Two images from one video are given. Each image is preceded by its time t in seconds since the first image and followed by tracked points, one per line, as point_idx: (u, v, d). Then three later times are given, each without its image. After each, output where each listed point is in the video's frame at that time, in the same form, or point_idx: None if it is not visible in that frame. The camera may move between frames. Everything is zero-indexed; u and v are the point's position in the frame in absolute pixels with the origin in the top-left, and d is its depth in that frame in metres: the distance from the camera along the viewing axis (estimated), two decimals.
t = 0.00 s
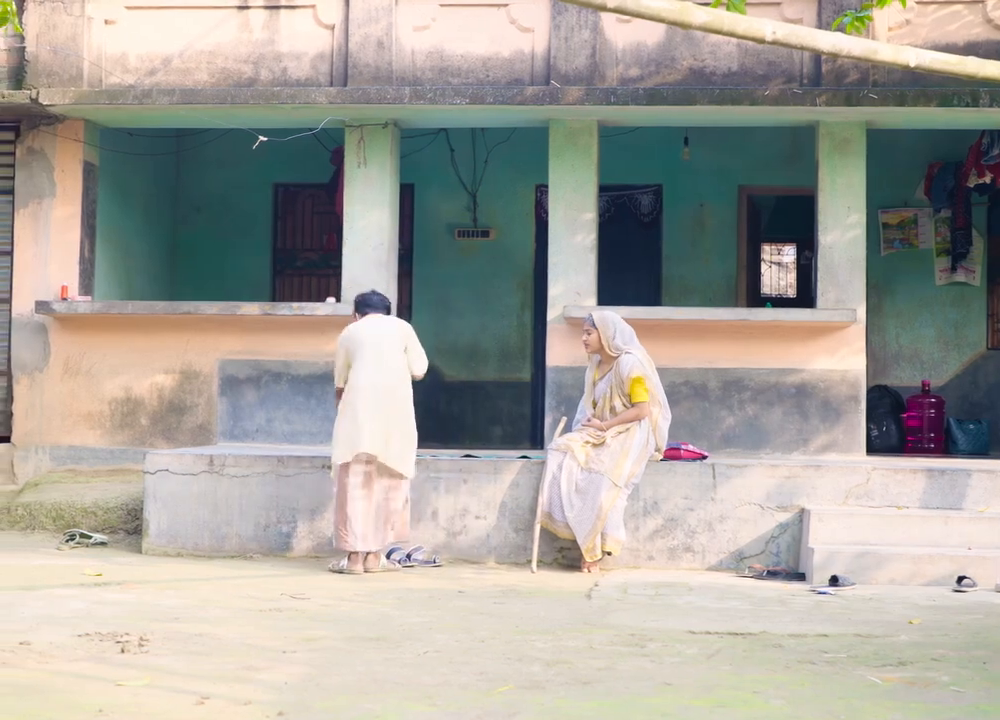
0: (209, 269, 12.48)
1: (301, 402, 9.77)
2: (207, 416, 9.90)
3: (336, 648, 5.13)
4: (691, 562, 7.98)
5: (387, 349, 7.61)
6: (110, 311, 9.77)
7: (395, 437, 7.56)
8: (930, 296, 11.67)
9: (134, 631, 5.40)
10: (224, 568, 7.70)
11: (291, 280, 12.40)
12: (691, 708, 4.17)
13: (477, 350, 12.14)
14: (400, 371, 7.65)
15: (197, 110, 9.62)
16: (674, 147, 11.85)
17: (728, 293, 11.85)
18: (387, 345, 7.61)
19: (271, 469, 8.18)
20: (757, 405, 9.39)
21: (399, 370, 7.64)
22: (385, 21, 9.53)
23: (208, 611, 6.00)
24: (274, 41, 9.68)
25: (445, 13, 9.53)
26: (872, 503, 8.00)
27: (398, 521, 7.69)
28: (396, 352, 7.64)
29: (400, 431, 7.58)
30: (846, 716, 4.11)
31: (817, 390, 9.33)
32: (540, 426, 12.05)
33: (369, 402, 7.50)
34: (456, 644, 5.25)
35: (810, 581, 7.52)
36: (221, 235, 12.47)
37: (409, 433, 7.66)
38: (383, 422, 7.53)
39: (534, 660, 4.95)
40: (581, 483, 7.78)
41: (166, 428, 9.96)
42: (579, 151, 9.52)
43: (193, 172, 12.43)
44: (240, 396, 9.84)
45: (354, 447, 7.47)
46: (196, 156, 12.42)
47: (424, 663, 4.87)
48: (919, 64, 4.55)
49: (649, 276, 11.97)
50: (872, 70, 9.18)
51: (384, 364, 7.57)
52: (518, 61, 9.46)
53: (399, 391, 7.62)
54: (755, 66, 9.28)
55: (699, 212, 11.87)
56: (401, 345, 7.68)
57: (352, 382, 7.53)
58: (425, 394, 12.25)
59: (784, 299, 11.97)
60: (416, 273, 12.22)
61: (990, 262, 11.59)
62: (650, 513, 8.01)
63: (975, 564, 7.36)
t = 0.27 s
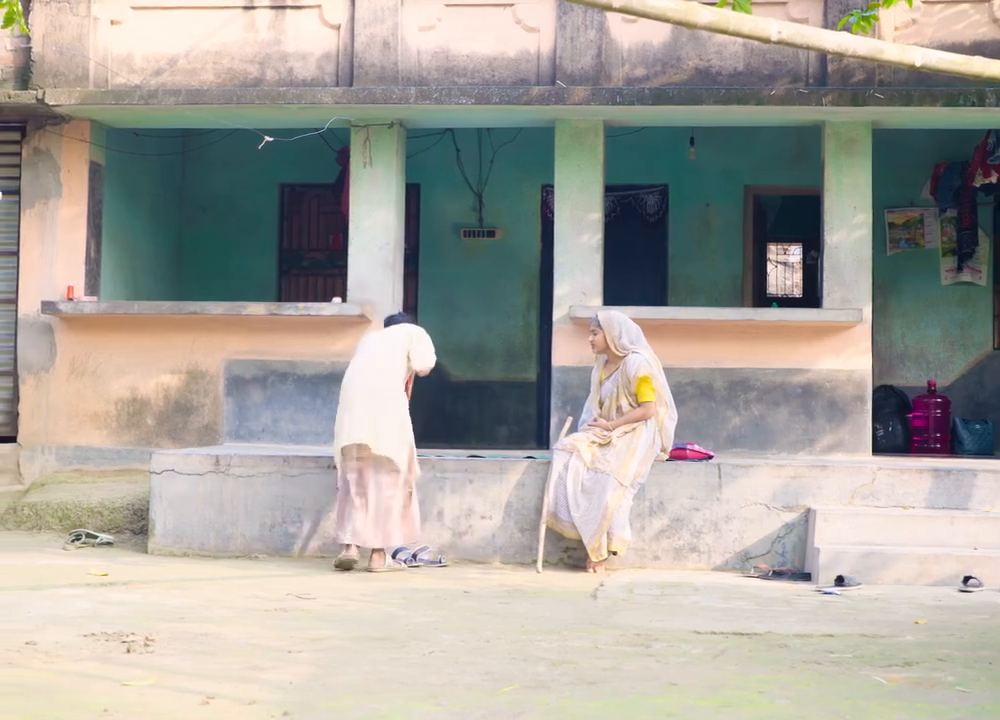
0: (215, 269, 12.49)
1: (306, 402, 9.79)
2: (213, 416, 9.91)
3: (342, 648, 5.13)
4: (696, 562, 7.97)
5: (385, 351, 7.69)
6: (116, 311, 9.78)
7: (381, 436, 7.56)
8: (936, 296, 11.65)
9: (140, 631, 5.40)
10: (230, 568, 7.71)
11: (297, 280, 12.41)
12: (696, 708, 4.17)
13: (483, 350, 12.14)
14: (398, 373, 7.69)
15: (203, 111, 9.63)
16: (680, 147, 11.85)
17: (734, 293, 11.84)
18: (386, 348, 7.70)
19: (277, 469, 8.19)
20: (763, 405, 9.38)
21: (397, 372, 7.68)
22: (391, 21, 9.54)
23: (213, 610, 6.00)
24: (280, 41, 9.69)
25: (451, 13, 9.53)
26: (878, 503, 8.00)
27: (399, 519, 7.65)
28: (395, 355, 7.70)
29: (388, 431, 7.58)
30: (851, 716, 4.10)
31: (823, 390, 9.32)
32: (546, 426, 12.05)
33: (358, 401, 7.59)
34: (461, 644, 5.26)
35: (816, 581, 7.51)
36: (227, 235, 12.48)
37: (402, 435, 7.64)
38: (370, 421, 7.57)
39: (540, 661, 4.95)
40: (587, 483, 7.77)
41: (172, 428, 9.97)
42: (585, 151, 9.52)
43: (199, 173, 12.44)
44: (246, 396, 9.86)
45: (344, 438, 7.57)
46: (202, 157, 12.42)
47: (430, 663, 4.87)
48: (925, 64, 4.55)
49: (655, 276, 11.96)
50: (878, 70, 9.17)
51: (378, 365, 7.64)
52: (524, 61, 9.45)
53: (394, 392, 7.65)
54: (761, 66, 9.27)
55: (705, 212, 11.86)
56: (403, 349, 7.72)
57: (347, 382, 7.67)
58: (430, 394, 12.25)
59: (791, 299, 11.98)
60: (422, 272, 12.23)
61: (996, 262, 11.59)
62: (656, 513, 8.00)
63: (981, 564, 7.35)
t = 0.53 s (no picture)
0: (221, 269, 12.50)
1: (312, 403, 9.82)
2: (219, 416, 9.92)
3: (348, 648, 5.14)
4: (702, 562, 7.96)
5: (383, 353, 7.75)
6: (122, 311, 9.80)
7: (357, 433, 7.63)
8: (942, 296, 11.64)
9: (145, 631, 5.41)
10: (236, 568, 7.72)
11: (303, 280, 12.42)
12: (702, 709, 4.16)
13: (489, 350, 12.14)
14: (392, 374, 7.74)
15: (209, 111, 9.64)
16: (686, 147, 11.84)
17: (740, 293, 11.83)
18: (385, 348, 7.78)
19: (283, 469, 8.20)
20: (769, 406, 9.37)
21: (391, 372, 7.74)
22: (396, 21, 9.54)
23: (219, 611, 6.01)
24: (286, 41, 9.70)
25: (456, 14, 9.54)
26: (884, 503, 7.98)
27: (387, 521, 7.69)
28: (392, 356, 7.76)
29: (367, 428, 7.64)
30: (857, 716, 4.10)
31: (829, 390, 9.31)
32: (552, 426, 12.05)
33: (344, 395, 7.74)
34: (467, 644, 5.26)
35: (822, 581, 7.51)
36: (233, 236, 12.50)
37: (383, 434, 7.68)
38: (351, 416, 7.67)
39: (545, 661, 4.95)
40: (593, 483, 7.78)
41: (178, 428, 9.98)
42: (591, 151, 9.52)
43: (205, 173, 12.46)
44: (252, 397, 9.87)
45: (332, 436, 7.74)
46: (208, 157, 12.45)
47: (435, 663, 4.88)
48: (930, 64, 4.55)
49: (661, 276, 11.95)
50: (884, 70, 9.16)
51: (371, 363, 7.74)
52: (530, 61, 9.46)
53: (382, 392, 7.72)
54: (767, 66, 9.26)
55: (711, 212, 11.86)
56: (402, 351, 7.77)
57: (343, 377, 7.84)
58: (436, 394, 12.25)
59: (796, 299, 11.92)
60: (428, 273, 12.21)
61: None
62: (661, 514, 8.00)
63: (987, 565, 7.34)
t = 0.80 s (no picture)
0: (227, 270, 12.51)
1: (319, 402, 9.82)
2: (225, 416, 9.93)
3: (353, 648, 5.14)
4: (709, 562, 7.96)
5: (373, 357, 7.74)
6: (128, 311, 9.81)
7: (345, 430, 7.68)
8: (949, 296, 11.62)
9: (151, 631, 5.42)
10: (242, 568, 7.72)
11: (309, 280, 12.42)
12: (707, 709, 4.16)
13: (495, 350, 12.14)
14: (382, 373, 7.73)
15: (216, 111, 9.65)
16: (692, 147, 11.83)
17: (746, 293, 11.81)
18: (376, 350, 7.77)
19: (289, 469, 8.21)
20: (775, 405, 9.36)
21: (381, 371, 7.73)
22: (403, 21, 9.55)
23: (225, 611, 6.01)
24: (292, 41, 9.71)
25: (462, 13, 9.54)
26: (890, 503, 7.98)
27: (375, 520, 7.72)
28: (381, 359, 7.74)
29: (353, 427, 7.66)
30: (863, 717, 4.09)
31: (835, 390, 9.30)
32: (558, 426, 12.05)
33: (334, 392, 7.77)
34: (473, 644, 5.26)
35: (829, 581, 7.50)
36: (239, 236, 12.51)
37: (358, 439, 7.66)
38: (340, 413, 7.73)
39: (551, 661, 4.95)
40: (599, 483, 7.77)
41: (185, 428, 9.99)
42: (597, 151, 9.51)
43: (212, 173, 12.47)
44: (258, 396, 9.88)
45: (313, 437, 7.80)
46: (214, 157, 12.46)
47: (441, 663, 4.88)
48: (936, 63, 4.54)
49: (667, 277, 11.95)
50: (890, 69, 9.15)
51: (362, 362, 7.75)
52: (536, 61, 9.45)
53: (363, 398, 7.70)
54: (773, 65, 9.26)
55: (717, 212, 11.85)
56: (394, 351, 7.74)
57: (337, 373, 7.89)
58: (443, 394, 12.25)
59: (803, 299, 11.95)
60: (434, 273, 12.22)
61: None
62: (668, 514, 7.99)
63: (994, 565, 7.33)
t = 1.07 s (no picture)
0: (233, 270, 12.52)
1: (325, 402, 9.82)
2: (232, 416, 9.94)
3: (359, 648, 5.14)
4: (715, 562, 7.95)
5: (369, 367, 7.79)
6: (135, 311, 9.82)
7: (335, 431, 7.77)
8: (956, 296, 11.60)
9: (157, 631, 5.42)
10: (249, 568, 7.73)
11: (316, 280, 12.43)
12: (712, 709, 4.15)
13: (501, 350, 12.14)
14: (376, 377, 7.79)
15: (222, 111, 9.66)
16: (699, 147, 11.82)
17: (753, 293, 11.80)
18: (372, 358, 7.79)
19: (296, 469, 8.22)
20: (782, 405, 9.36)
21: (376, 374, 7.80)
22: (409, 21, 9.55)
23: (231, 610, 6.02)
24: (298, 41, 9.72)
25: (468, 13, 9.54)
26: (897, 503, 7.96)
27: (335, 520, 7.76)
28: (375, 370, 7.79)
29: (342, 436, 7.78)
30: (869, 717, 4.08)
31: (841, 390, 9.29)
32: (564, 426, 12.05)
33: (327, 395, 7.87)
34: (479, 644, 5.26)
35: (835, 581, 7.49)
36: (246, 236, 12.52)
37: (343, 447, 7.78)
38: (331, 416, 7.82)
39: (557, 661, 4.95)
40: (605, 483, 7.77)
41: (191, 428, 10.00)
42: (603, 151, 9.51)
43: (219, 174, 12.49)
44: (265, 396, 9.89)
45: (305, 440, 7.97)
46: (220, 157, 12.48)
47: (447, 663, 4.88)
48: (942, 62, 4.54)
49: (674, 277, 11.94)
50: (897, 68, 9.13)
51: (360, 365, 7.85)
52: (542, 61, 9.45)
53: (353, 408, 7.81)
54: (780, 65, 9.25)
55: (723, 212, 11.84)
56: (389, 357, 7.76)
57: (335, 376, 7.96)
58: (449, 394, 12.25)
59: (810, 298, 11.90)
60: (440, 273, 12.23)
61: None
62: (674, 513, 7.99)
63: None
